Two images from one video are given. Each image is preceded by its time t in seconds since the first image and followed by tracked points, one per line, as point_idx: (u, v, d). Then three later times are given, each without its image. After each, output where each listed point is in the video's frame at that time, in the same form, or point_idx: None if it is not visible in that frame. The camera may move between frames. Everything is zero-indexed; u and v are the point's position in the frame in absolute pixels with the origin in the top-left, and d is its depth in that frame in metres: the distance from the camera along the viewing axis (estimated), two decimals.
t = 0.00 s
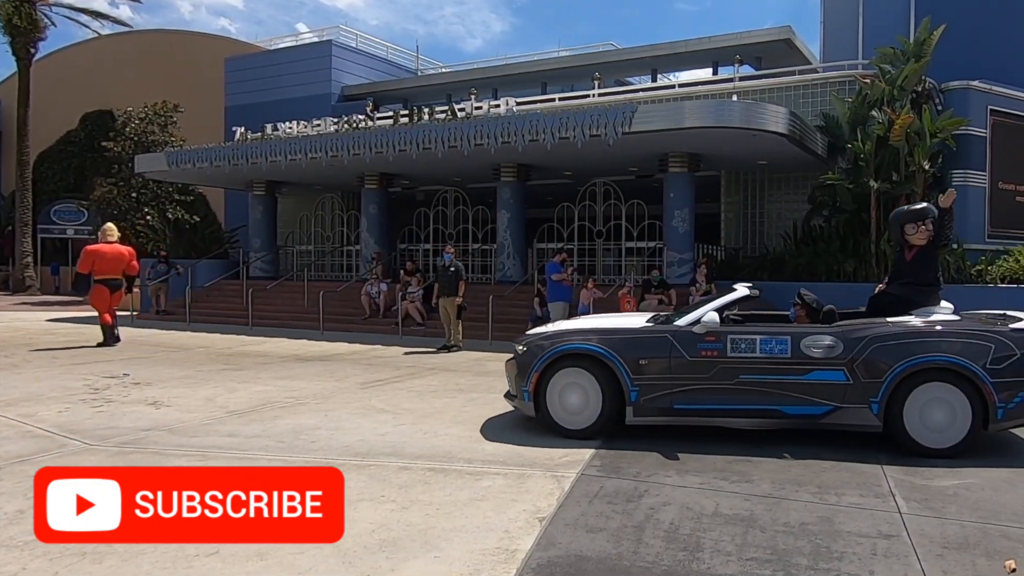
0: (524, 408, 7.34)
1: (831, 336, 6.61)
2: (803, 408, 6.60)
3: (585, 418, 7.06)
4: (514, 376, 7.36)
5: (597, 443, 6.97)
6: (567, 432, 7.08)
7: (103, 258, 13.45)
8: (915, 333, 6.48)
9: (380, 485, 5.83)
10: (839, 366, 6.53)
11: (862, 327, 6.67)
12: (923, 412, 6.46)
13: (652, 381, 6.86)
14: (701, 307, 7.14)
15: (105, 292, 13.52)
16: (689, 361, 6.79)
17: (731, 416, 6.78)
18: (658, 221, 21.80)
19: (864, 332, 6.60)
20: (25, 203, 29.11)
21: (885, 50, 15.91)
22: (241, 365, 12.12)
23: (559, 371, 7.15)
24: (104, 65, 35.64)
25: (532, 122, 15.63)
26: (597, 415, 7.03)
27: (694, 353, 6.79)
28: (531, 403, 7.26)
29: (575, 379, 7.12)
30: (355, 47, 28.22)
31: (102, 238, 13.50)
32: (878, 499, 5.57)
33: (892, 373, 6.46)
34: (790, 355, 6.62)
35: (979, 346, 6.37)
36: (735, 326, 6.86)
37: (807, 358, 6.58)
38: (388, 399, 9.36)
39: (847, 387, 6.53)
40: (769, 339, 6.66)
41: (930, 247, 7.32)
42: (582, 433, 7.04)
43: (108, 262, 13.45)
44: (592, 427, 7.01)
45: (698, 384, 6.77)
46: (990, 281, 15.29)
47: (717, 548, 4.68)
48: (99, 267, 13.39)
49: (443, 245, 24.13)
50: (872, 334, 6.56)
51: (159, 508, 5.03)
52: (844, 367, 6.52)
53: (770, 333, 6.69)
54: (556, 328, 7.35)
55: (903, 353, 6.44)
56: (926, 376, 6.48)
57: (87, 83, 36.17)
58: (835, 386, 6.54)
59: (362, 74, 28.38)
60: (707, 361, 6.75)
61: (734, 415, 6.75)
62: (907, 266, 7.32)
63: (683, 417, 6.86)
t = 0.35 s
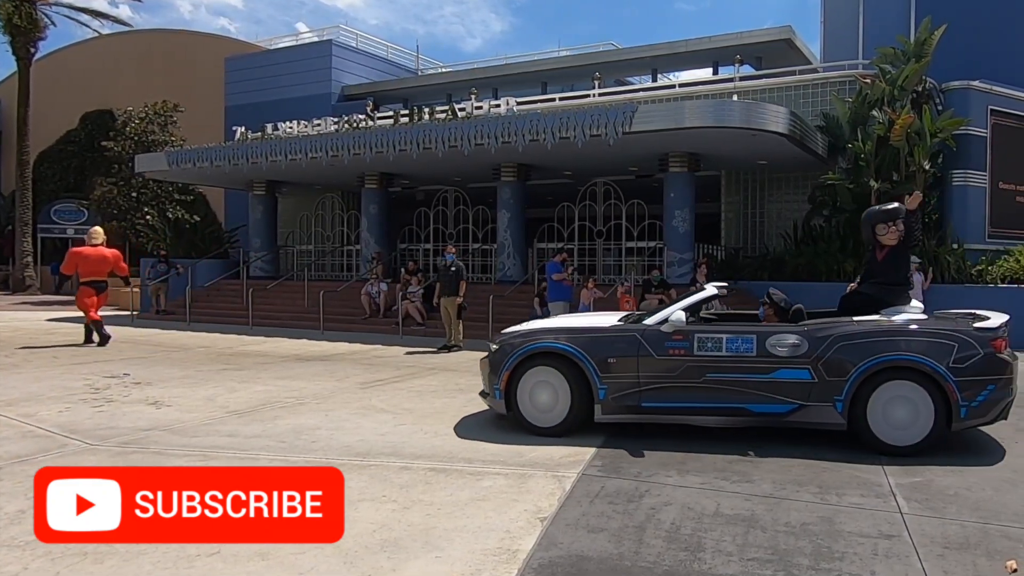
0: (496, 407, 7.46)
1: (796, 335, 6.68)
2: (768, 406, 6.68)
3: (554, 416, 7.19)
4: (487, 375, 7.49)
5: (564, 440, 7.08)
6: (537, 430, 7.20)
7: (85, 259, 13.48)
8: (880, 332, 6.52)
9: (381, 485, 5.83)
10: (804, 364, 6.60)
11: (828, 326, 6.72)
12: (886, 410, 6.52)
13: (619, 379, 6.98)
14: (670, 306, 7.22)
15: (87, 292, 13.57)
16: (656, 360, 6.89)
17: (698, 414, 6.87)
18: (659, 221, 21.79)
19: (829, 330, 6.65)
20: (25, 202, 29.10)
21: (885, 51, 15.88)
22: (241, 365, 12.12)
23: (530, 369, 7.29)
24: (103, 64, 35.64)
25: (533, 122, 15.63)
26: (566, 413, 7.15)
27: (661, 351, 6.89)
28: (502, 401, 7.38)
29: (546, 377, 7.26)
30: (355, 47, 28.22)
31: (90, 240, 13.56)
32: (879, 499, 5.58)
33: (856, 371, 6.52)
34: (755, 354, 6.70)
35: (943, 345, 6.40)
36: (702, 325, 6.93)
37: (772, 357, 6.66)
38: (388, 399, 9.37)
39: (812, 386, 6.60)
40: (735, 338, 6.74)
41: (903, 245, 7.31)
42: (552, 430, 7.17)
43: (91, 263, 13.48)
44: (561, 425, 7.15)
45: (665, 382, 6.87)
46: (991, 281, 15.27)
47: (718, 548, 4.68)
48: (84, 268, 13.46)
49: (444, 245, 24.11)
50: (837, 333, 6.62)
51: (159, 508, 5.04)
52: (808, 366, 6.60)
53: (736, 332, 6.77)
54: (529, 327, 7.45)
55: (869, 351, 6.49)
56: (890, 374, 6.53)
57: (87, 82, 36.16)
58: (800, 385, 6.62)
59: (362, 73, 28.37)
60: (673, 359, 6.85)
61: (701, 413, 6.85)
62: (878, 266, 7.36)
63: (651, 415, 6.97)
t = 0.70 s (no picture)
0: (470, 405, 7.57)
1: (762, 334, 6.74)
2: (733, 404, 6.76)
3: (523, 414, 7.32)
4: (460, 373, 7.60)
5: (532, 438, 7.21)
6: (509, 427, 7.32)
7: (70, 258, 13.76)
8: (843, 332, 6.56)
9: (382, 484, 5.84)
10: (769, 363, 6.66)
11: (794, 325, 6.77)
12: (850, 409, 6.57)
13: (589, 377, 7.09)
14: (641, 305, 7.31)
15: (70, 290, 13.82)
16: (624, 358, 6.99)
17: (666, 412, 6.97)
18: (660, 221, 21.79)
19: (794, 330, 6.70)
20: (25, 201, 29.08)
21: (886, 51, 15.84)
22: (242, 365, 12.11)
23: (502, 367, 7.41)
24: (103, 63, 35.64)
25: (533, 122, 15.63)
26: (538, 410, 7.28)
27: (629, 350, 6.98)
28: (474, 398, 7.50)
29: (517, 376, 7.38)
30: (355, 46, 28.20)
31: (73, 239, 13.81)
32: (879, 500, 5.58)
33: (821, 370, 6.56)
34: (721, 353, 6.77)
35: (906, 344, 6.42)
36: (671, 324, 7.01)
37: (737, 356, 6.72)
38: (388, 399, 9.37)
39: (777, 385, 6.66)
40: (702, 337, 6.82)
41: (876, 247, 7.33)
42: (524, 427, 7.30)
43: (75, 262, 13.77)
44: (533, 422, 7.27)
45: (634, 381, 6.97)
46: (991, 281, 15.27)
47: (719, 549, 4.69)
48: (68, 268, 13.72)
49: (444, 245, 24.10)
50: (801, 333, 6.66)
51: (159, 508, 5.05)
52: (774, 365, 6.66)
53: (702, 331, 6.84)
54: (502, 326, 7.57)
55: (832, 351, 6.53)
56: (855, 373, 6.56)
57: (87, 82, 36.14)
58: (765, 383, 6.68)
59: (362, 73, 28.35)
60: (641, 358, 6.94)
61: (668, 411, 6.95)
62: (851, 265, 7.37)
63: (619, 412, 7.08)
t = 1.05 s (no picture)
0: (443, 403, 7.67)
1: (729, 334, 6.81)
2: (700, 403, 6.84)
3: (494, 412, 7.43)
4: (434, 371, 7.71)
5: (502, 436, 7.31)
6: (480, 425, 7.43)
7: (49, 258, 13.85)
8: (807, 332, 6.61)
9: (383, 485, 5.84)
10: (735, 362, 6.74)
11: (759, 325, 6.82)
12: (814, 408, 6.63)
13: (559, 376, 7.20)
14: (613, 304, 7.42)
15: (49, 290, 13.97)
16: (593, 357, 7.10)
17: (634, 410, 7.07)
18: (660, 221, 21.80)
19: (760, 329, 6.77)
20: (24, 201, 29.05)
21: (886, 51, 15.82)
22: (242, 365, 12.10)
23: (475, 365, 7.52)
24: (103, 62, 35.59)
25: (533, 122, 15.63)
26: (509, 408, 7.38)
27: (598, 349, 7.09)
28: (447, 396, 7.60)
29: (490, 374, 7.49)
30: (355, 46, 28.19)
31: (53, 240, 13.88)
32: (880, 500, 5.59)
33: (785, 369, 6.63)
34: (689, 352, 6.86)
35: (870, 344, 6.47)
36: (640, 323, 7.12)
37: (704, 355, 6.80)
38: (387, 399, 9.37)
39: (742, 384, 6.74)
40: (669, 337, 6.91)
41: (847, 245, 7.39)
42: (494, 425, 7.40)
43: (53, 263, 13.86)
44: (503, 420, 7.37)
45: (603, 379, 7.08)
46: (990, 281, 15.29)
47: (720, 550, 4.69)
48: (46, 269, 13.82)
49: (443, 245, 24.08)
50: (766, 333, 6.73)
51: (159, 508, 5.05)
52: (739, 364, 6.74)
53: (670, 331, 6.93)
54: (476, 325, 7.69)
55: (799, 348, 6.58)
56: (819, 373, 6.62)
57: (86, 81, 36.10)
58: (731, 382, 6.76)
59: (362, 73, 28.33)
60: (610, 357, 7.05)
61: (637, 409, 7.04)
62: (824, 264, 7.39)
63: (589, 411, 7.19)
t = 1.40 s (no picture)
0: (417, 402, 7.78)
1: (695, 334, 6.94)
2: (667, 402, 6.98)
3: (466, 411, 7.55)
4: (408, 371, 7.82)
5: (473, 434, 7.43)
6: (452, 424, 7.55)
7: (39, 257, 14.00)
8: (776, 331, 6.70)
9: (382, 486, 5.84)
10: (701, 362, 6.87)
11: (725, 325, 6.95)
12: (778, 408, 6.73)
13: (529, 376, 7.34)
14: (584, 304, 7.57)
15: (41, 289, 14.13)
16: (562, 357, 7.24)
17: (603, 409, 7.21)
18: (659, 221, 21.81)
19: (725, 329, 6.89)
20: (23, 202, 29.02)
21: (885, 52, 15.83)
22: (242, 366, 12.11)
23: (448, 365, 7.63)
24: (102, 63, 35.60)
25: (532, 123, 15.64)
26: (480, 408, 7.50)
27: (567, 349, 7.23)
28: (421, 396, 7.72)
29: (462, 374, 7.61)
30: (354, 48, 28.19)
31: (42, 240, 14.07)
32: (880, 501, 5.59)
33: (749, 368, 6.75)
34: (655, 351, 6.99)
35: (832, 343, 6.56)
36: (608, 324, 7.26)
37: (671, 355, 6.94)
38: (387, 401, 9.37)
39: (708, 383, 6.87)
40: (637, 337, 7.05)
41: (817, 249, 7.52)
42: (467, 424, 7.52)
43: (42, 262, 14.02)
44: (475, 419, 7.49)
45: (571, 379, 7.22)
46: (990, 282, 15.31)
47: (720, 551, 4.69)
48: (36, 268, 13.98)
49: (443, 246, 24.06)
50: (731, 333, 6.85)
51: (160, 508, 5.06)
52: (705, 363, 6.86)
53: (637, 331, 7.07)
54: (449, 325, 7.81)
55: (782, 346, 6.64)
56: (783, 372, 6.72)
57: (85, 82, 36.09)
58: (697, 381, 6.89)
59: (361, 74, 28.32)
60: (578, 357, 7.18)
61: (605, 408, 7.19)
62: (794, 268, 7.54)
63: (558, 410, 7.33)
